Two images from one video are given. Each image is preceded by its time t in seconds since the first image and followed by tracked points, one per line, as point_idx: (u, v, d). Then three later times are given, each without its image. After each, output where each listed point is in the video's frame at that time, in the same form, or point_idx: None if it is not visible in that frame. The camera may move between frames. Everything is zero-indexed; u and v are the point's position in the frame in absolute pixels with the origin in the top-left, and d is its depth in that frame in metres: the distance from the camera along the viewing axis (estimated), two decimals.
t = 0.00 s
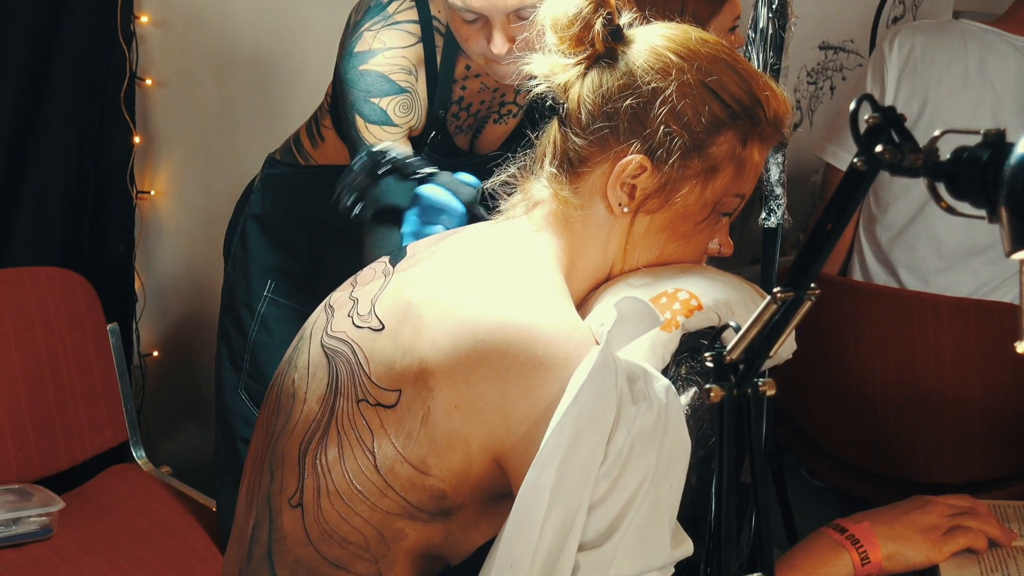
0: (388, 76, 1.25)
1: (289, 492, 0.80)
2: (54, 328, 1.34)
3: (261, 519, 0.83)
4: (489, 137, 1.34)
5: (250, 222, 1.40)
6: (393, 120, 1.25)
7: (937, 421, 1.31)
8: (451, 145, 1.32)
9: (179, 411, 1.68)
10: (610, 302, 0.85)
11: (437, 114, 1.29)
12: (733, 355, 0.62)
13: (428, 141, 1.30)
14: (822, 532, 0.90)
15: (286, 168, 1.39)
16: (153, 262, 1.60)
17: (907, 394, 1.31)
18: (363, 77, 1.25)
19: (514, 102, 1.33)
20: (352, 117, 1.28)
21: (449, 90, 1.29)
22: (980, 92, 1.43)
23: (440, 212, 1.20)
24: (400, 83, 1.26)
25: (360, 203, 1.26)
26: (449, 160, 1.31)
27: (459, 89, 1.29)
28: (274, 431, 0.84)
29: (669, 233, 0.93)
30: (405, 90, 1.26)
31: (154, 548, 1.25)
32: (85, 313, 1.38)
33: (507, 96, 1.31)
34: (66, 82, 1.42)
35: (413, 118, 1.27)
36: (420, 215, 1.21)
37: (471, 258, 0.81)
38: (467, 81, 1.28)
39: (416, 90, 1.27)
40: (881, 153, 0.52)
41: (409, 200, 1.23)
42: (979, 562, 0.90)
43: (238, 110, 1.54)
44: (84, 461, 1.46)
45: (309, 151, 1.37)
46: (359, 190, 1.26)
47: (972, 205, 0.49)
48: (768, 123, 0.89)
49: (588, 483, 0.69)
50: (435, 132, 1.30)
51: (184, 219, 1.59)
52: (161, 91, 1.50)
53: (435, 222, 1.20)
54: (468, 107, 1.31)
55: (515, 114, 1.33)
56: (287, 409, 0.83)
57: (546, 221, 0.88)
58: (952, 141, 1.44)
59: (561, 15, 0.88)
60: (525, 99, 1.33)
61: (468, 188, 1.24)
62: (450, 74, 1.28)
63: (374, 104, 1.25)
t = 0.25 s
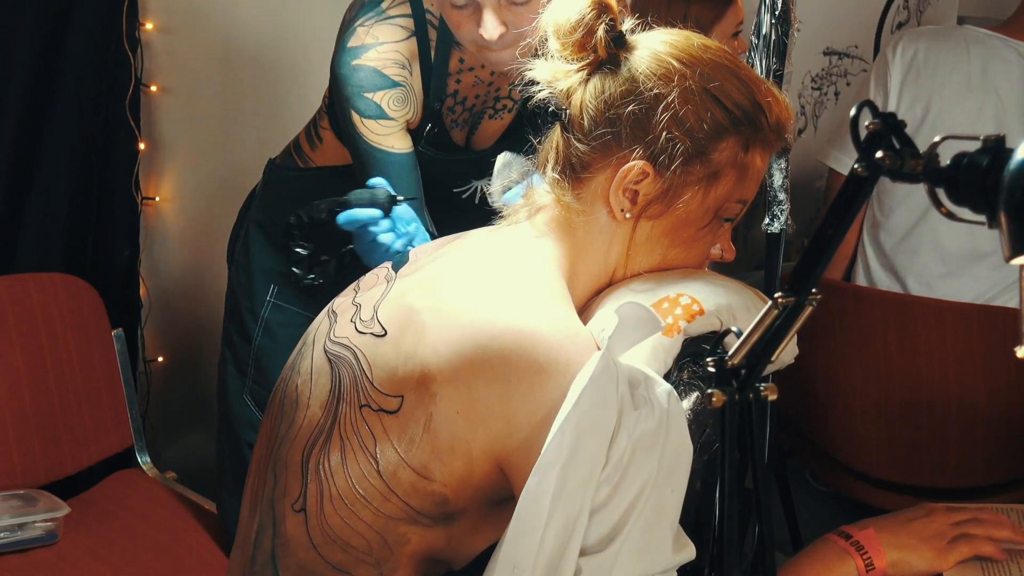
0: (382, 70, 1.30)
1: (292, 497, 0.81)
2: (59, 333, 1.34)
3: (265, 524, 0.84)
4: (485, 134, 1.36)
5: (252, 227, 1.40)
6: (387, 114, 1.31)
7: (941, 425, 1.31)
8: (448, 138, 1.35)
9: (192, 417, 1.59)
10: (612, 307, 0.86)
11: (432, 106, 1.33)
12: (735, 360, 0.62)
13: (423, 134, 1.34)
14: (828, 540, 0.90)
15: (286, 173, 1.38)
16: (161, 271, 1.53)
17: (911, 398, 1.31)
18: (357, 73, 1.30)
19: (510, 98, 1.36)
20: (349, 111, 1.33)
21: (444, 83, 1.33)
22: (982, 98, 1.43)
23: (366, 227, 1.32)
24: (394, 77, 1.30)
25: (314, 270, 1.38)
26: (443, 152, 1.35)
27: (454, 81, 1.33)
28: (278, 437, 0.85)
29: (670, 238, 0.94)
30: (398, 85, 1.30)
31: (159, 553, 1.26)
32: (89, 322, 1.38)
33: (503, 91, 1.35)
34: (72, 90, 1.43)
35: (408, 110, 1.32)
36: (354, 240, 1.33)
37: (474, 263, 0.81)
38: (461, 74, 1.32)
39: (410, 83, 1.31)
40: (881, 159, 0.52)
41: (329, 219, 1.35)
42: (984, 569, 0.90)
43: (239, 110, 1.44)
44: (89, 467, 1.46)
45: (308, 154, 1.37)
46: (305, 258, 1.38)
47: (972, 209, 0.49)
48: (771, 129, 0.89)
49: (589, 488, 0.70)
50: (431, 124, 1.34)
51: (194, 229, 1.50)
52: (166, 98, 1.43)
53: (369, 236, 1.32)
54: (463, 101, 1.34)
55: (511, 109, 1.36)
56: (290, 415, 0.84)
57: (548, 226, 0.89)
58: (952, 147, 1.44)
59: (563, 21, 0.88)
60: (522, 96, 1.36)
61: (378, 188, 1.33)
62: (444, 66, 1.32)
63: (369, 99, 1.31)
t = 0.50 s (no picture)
0: (362, 56, 1.35)
1: (298, 501, 0.82)
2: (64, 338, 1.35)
3: (271, 529, 0.85)
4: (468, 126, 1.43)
5: (250, 233, 1.43)
6: (367, 99, 1.36)
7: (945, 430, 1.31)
8: (431, 127, 1.41)
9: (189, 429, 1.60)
10: (616, 311, 0.86)
11: (414, 94, 1.39)
12: (736, 365, 0.62)
13: (406, 124, 1.40)
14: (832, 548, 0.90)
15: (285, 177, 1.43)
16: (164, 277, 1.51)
17: (915, 402, 1.31)
18: (337, 58, 1.35)
19: (493, 90, 1.43)
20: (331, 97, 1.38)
21: (425, 70, 1.39)
22: (982, 99, 1.43)
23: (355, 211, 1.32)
24: (374, 62, 1.35)
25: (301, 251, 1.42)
26: (427, 143, 1.42)
27: (438, 70, 1.39)
28: (283, 441, 0.85)
29: (673, 244, 0.94)
30: (378, 70, 1.35)
31: (164, 558, 1.26)
32: (94, 326, 1.38)
33: (485, 83, 1.42)
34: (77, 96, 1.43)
35: (388, 95, 1.37)
36: (342, 221, 1.33)
37: (479, 267, 0.81)
38: (445, 63, 1.39)
39: (391, 68, 1.37)
40: (883, 163, 0.53)
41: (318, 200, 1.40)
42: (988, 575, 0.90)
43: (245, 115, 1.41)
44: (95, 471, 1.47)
45: (300, 155, 1.42)
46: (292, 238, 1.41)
47: (973, 213, 0.49)
48: (775, 136, 0.90)
49: (593, 492, 0.70)
50: (413, 111, 1.40)
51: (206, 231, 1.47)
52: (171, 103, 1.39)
53: (360, 221, 1.32)
54: (448, 92, 1.41)
55: (493, 101, 1.43)
56: (296, 419, 0.84)
57: (552, 231, 0.88)
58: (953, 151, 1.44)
59: (569, 26, 0.90)
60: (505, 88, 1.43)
61: (370, 174, 1.33)
62: (425, 54, 1.38)
63: (349, 83, 1.36)
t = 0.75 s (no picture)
0: (340, 36, 1.31)
1: (300, 505, 0.82)
2: (70, 346, 1.36)
3: (273, 535, 0.85)
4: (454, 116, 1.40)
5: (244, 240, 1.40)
6: (345, 81, 1.33)
7: (948, 432, 1.31)
8: (411, 112, 1.38)
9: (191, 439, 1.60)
10: (617, 315, 0.86)
11: (391, 78, 1.36)
12: (740, 370, 0.62)
13: (384, 108, 1.36)
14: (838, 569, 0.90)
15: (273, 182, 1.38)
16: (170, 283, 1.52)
17: (918, 405, 1.31)
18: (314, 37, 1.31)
19: (475, 77, 1.41)
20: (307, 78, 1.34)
21: (403, 53, 1.36)
22: (981, 106, 1.43)
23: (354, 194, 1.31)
24: (352, 43, 1.32)
25: (297, 240, 1.37)
26: (407, 128, 1.38)
27: (416, 53, 1.37)
28: (286, 446, 0.86)
29: (671, 248, 0.94)
30: (356, 51, 1.32)
31: (169, 565, 1.27)
32: (100, 334, 1.39)
33: (466, 68, 1.40)
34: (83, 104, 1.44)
35: (366, 78, 1.34)
36: (339, 205, 1.32)
37: (478, 272, 0.82)
38: (423, 46, 1.37)
39: (368, 50, 1.34)
40: (882, 170, 0.53)
41: (314, 187, 1.34)
42: None
43: (247, 122, 1.40)
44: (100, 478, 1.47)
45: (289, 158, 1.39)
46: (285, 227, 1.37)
47: (973, 219, 0.50)
48: (770, 138, 0.90)
49: (592, 494, 0.70)
50: (391, 96, 1.36)
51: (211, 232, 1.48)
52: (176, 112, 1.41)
53: (358, 204, 1.32)
54: (428, 77, 1.38)
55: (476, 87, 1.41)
56: (299, 423, 0.85)
57: (550, 235, 0.90)
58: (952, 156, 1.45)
59: (562, 34, 0.90)
60: (486, 74, 1.41)
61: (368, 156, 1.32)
62: (403, 37, 1.35)
63: (326, 64, 1.32)
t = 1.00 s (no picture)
0: (322, 22, 1.30)
1: (307, 520, 0.82)
2: (77, 360, 1.36)
3: (281, 547, 0.85)
4: (443, 111, 1.38)
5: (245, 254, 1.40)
6: (327, 68, 1.31)
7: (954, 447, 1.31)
8: (396, 102, 1.36)
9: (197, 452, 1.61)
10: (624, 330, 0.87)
11: (375, 67, 1.34)
12: (744, 386, 0.63)
13: (368, 98, 1.34)
14: None
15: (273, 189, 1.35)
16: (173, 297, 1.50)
17: (924, 420, 1.31)
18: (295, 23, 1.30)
19: (464, 70, 1.39)
20: (289, 66, 1.33)
21: (387, 43, 1.34)
22: (986, 120, 1.43)
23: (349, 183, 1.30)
24: (334, 29, 1.31)
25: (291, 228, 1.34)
26: (393, 119, 1.36)
27: (402, 44, 1.35)
28: (293, 460, 0.86)
29: (678, 263, 0.95)
30: (338, 38, 1.31)
31: None
32: (105, 347, 1.39)
33: (455, 61, 1.38)
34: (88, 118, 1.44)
35: (348, 66, 1.32)
36: (332, 195, 1.31)
37: (485, 286, 0.82)
38: (409, 37, 1.35)
39: (351, 37, 1.32)
40: (886, 186, 0.53)
41: (309, 177, 1.32)
42: None
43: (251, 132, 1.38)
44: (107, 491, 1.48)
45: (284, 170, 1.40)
46: (279, 216, 1.33)
47: (975, 236, 0.50)
48: (777, 152, 0.91)
49: (599, 509, 0.70)
50: (374, 86, 1.34)
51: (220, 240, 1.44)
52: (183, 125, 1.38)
53: (354, 193, 1.31)
54: (415, 68, 1.36)
55: (465, 81, 1.39)
56: (305, 437, 0.85)
57: (557, 250, 0.90)
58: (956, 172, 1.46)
59: (569, 48, 0.91)
60: (475, 66, 1.39)
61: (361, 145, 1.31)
62: (388, 27, 1.34)
63: (308, 50, 1.31)
